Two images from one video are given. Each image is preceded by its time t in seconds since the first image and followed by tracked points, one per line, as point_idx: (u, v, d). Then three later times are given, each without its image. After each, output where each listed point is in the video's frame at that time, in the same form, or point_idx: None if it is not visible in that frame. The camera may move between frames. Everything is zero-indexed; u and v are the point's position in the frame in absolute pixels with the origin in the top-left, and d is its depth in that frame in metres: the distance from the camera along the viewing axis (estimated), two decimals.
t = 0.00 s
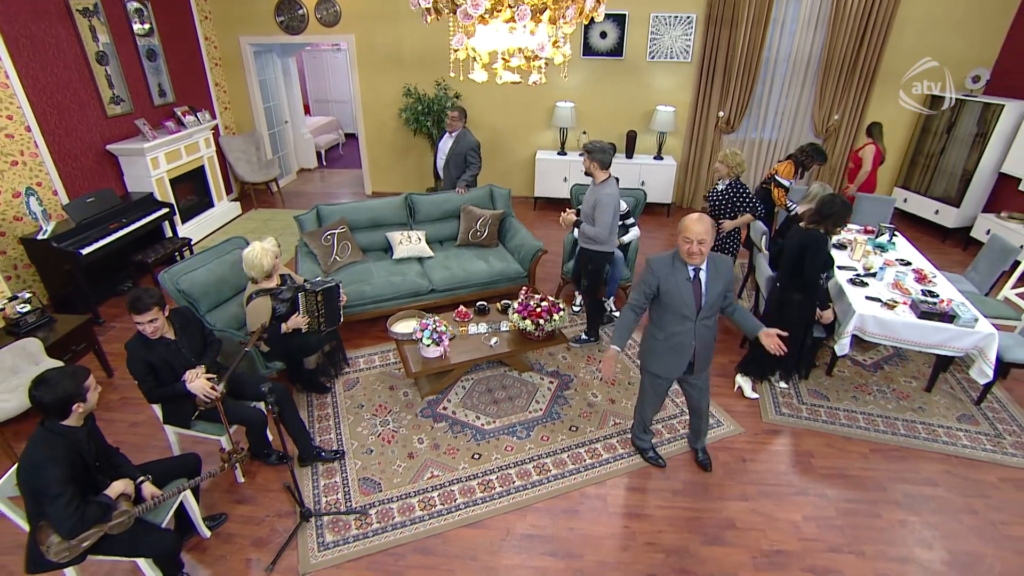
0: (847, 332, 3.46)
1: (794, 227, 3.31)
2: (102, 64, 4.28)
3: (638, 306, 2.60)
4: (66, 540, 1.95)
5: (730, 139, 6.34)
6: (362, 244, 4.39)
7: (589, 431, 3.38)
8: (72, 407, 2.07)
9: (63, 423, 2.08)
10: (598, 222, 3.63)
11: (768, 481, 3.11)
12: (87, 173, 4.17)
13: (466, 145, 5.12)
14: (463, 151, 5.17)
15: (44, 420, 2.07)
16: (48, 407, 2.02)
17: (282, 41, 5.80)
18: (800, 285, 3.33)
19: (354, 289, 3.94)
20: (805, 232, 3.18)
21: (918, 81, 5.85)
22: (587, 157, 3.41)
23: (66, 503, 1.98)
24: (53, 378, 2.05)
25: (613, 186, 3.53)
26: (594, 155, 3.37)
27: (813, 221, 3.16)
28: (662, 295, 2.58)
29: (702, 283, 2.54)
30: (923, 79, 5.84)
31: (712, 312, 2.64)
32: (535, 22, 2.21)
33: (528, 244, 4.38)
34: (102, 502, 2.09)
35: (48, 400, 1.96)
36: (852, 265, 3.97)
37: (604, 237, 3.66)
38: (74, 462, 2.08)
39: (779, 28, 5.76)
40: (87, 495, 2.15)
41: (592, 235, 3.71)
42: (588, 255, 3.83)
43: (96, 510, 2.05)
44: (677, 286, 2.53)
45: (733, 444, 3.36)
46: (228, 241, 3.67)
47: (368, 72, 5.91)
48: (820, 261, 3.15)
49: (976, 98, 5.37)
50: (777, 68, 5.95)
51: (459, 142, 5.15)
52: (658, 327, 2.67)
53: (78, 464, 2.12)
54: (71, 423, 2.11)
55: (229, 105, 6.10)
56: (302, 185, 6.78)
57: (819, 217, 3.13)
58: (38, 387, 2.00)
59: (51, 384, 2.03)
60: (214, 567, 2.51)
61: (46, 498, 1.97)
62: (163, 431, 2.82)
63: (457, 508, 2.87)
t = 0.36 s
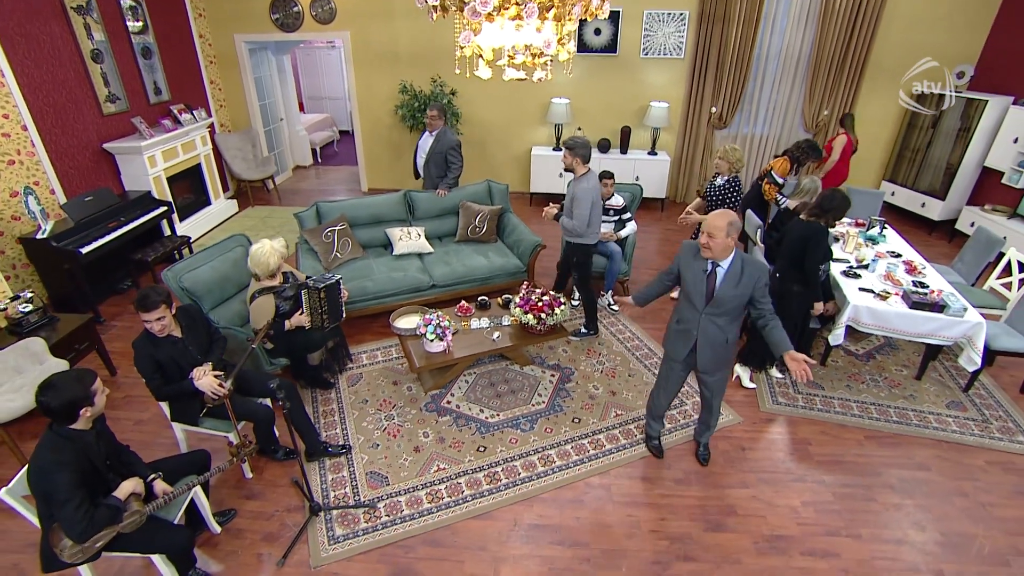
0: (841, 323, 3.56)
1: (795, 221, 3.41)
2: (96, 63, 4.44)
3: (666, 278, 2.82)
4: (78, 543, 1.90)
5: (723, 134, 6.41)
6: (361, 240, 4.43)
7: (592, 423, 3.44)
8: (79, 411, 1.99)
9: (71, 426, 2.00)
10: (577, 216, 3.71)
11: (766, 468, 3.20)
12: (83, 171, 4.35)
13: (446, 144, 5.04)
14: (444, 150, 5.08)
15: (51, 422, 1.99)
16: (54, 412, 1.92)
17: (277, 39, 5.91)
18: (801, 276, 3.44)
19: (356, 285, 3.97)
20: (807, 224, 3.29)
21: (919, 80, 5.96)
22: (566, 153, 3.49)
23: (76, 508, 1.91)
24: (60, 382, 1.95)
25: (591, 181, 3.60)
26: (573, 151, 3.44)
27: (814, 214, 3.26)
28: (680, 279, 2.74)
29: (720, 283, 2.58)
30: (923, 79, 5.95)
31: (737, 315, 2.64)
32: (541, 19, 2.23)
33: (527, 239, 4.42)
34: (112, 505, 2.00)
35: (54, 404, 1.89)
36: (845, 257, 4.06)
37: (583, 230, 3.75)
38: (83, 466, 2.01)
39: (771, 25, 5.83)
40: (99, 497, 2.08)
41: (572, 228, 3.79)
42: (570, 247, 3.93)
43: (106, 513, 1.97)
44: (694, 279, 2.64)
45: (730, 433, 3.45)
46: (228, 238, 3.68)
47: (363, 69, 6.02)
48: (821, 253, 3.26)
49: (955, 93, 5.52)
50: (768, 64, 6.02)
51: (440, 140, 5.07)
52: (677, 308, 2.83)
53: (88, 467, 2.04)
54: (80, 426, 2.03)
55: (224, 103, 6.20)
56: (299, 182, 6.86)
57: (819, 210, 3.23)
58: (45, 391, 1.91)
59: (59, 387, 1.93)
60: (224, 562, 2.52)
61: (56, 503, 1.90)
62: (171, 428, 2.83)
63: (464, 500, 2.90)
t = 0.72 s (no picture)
0: (838, 315, 3.61)
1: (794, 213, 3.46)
2: (86, 59, 4.37)
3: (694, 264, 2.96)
4: (89, 543, 1.85)
5: (717, 129, 6.45)
6: (359, 237, 4.42)
7: (594, 416, 3.46)
8: (86, 413, 1.90)
9: (77, 428, 1.90)
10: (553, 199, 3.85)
11: (766, 458, 3.24)
12: (75, 169, 4.30)
13: (438, 140, 5.00)
14: (434, 146, 5.03)
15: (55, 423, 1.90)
16: (60, 415, 1.82)
17: (268, 35, 5.86)
18: (799, 267, 3.49)
19: (355, 282, 3.96)
20: (806, 216, 3.32)
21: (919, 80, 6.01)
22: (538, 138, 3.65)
23: (87, 508, 1.87)
24: (64, 384, 1.85)
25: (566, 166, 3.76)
26: (547, 138, 3.58)
27: (813, 206, 3.32)
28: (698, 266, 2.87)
29: (724, 275, 2.65)
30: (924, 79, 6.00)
31: (740, 310, 2.68)
32: (546, 15, 2.23)
33: (524, 235, 4.43)
34: (122, 505, 1.96)
35: (62, 409, 1.80)
36: (840, 250, 4.11)
37: (561, 212, 3.89)
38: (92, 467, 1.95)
39: (763, 21, 5.87)
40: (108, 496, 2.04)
41: (551, 211, 3.93)
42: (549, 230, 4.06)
43: (116, 513, 1.93)
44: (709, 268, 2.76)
45: (730, 424, 3.49)
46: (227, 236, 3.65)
47: (357, 64, 5.99)
48: (819, 245, 3.30)
49: (948, 88, 5.54)
50: (761, 59, 6.06)
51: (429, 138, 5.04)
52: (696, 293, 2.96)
53: (96, 467, 1.98)
54: (86, 428, 1.93)
55: (216, 100, 6.15)
56: (292, 179, 6.82)
57: (819, 204, 3.28)
58: (48, 394, 1.80)
59: (65, 388, 1.84)
60: (232, 561, 2.51)
61: (66, 504, 1.86)
62: (174, 427, 2.81)
63: (470, 495, 2.91)
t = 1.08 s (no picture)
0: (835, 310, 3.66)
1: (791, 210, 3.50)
2: (76, 58, 4.31)
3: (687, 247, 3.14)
4: (97, 546, 1.85)
5: (710, 127, 6.51)
6: (357, 237, 4.41)
7: (596, 413, 3.48)
8: (92, 415, 1.87)
9: (82, 430, 1.88)
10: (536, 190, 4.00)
11: (767, 452, 3.28)
12: (66, 170, 4.24)
13: (417, 139, 4.97)
14: (415, 145, 4.99)
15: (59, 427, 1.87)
16: (66, 419, 1.80)
17: (261, 34, 5.81)
18: (795, 262, 3.53)
19: (355, 282, 3.95)
20: (804, 212, 3.37)
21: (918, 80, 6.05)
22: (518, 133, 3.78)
23: (95, 511, 1.84)
24: (68, 387, 1.82)
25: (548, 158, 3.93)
26: (526, 134, 3.68)
27: (812, 203, 3.36)
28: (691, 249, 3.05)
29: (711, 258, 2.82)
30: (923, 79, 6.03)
31: (723, 292, 2.84)
32: (551, 13, 2.24)
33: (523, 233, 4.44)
34: (130, 507, 1.93)
35: (69, 410, 1.78)
36: (836, 246, 4.16)
37: (543, 203, 4.02)
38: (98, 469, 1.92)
39: (755, 19, 5.92)
40: (114, 498, 2.01)
41: (534, 202, 4.07)
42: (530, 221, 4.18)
43: (125, 514, 1.90)
44: (699, 251, 2.92)
45: (730, 419, 3.53)
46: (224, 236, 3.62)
47: (352, 62, 5.99)
48: (817, 242, 3.34)
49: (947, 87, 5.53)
50: (754, 57, 6.11)
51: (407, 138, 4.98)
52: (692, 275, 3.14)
53: (102, 469, 1.95)
54: (92, 430, 1.91)
55: (208, 100, 6.09)
56: (286, 180, 6.78)
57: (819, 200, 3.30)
58: (52, 398, 1.77)
59: (68, 391, 1.81)
60: (238, 563, 2.49)
61: (73, 507, 1.83)
62: (176, 429, 2.79)
63: (476, 492, 2.91)
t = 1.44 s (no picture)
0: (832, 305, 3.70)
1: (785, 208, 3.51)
2: (68, 58, 4.26)
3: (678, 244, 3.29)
4: (106, 548, 1.83)
5: (704, 125, 6.57)
6: (355, 237, 4.39)
7: (598, 409, 3.50)
8: (97, 417, 1.85)
9: (87, 433, 1.86)
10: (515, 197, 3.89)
11: (767, 446, 3.32)
12: (59, 172, 4.19)
13: (397, 138, 4.97)
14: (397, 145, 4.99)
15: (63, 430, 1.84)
16: (70, 421, 1.77)
17: (254, 34, 5.77)
18: (791, 259, 3.55)
19: (354, 282, 3.94)
20: (798, 210, 3.37)
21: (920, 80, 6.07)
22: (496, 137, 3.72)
23: (105, 512, 1.82)
24: (72, 389, 1.79)
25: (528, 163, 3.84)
26: (504, 139, 3.62)
27: (806, 200, 3.36)
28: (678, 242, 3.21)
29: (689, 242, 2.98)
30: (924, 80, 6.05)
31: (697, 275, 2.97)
32: (555, 12, 2.24)
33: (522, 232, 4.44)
34: (139, 508, 1.92)
35: (75, 412, 1.76)
36: (830, 242, 4.22)
37: (523, 208, 3.93)
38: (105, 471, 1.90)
39: (747, 18, 5.98)
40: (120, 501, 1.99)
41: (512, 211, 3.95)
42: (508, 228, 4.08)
43: (134, 515, 1.89)
44: (681, 237, 3.08)
45: (730, 414, 3.56)
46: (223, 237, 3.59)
47: (346, 62, 5.97)
48: (812, 239, 3.37)
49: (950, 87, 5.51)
50: (746, 56, 6.17)
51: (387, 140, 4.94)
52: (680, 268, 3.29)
53: (109, 471, 1.93)
54: (97, 433, 1.89)
55: (200, 100, 6.04)
56: (280, 180, 6.74)
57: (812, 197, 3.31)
58: (57, 401, 1.75)
59: (72, 393, 1.79)
60: (244, 564, 2.47)
61: (82, 509, 1.81)
62: (178, 432, 2.76)
63: (481, 490, 2.91)
